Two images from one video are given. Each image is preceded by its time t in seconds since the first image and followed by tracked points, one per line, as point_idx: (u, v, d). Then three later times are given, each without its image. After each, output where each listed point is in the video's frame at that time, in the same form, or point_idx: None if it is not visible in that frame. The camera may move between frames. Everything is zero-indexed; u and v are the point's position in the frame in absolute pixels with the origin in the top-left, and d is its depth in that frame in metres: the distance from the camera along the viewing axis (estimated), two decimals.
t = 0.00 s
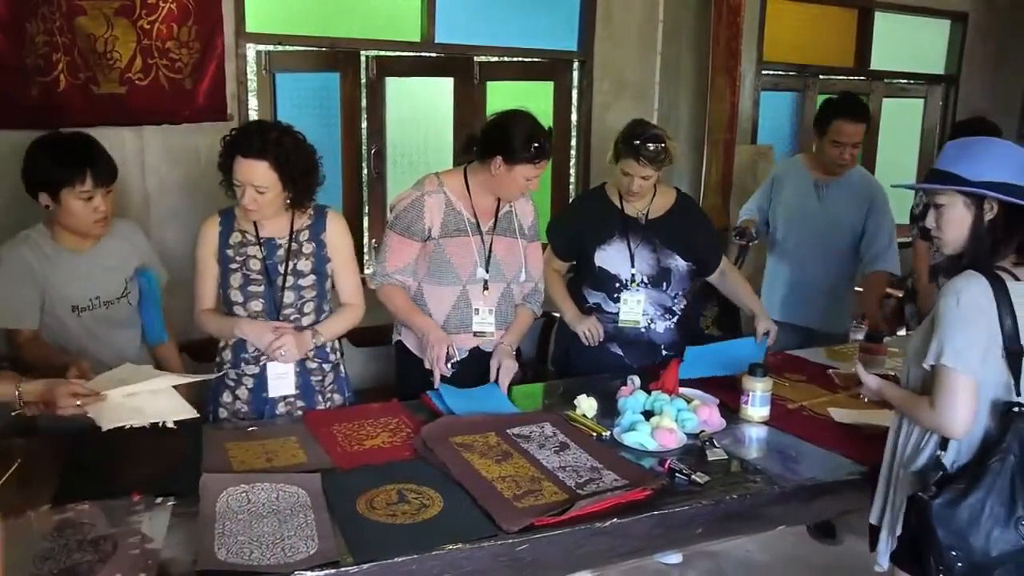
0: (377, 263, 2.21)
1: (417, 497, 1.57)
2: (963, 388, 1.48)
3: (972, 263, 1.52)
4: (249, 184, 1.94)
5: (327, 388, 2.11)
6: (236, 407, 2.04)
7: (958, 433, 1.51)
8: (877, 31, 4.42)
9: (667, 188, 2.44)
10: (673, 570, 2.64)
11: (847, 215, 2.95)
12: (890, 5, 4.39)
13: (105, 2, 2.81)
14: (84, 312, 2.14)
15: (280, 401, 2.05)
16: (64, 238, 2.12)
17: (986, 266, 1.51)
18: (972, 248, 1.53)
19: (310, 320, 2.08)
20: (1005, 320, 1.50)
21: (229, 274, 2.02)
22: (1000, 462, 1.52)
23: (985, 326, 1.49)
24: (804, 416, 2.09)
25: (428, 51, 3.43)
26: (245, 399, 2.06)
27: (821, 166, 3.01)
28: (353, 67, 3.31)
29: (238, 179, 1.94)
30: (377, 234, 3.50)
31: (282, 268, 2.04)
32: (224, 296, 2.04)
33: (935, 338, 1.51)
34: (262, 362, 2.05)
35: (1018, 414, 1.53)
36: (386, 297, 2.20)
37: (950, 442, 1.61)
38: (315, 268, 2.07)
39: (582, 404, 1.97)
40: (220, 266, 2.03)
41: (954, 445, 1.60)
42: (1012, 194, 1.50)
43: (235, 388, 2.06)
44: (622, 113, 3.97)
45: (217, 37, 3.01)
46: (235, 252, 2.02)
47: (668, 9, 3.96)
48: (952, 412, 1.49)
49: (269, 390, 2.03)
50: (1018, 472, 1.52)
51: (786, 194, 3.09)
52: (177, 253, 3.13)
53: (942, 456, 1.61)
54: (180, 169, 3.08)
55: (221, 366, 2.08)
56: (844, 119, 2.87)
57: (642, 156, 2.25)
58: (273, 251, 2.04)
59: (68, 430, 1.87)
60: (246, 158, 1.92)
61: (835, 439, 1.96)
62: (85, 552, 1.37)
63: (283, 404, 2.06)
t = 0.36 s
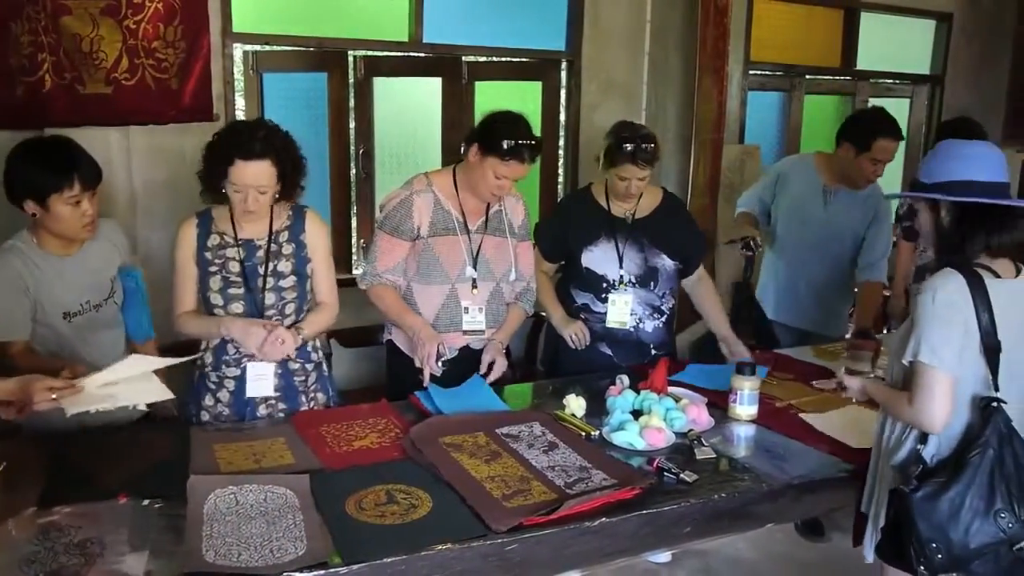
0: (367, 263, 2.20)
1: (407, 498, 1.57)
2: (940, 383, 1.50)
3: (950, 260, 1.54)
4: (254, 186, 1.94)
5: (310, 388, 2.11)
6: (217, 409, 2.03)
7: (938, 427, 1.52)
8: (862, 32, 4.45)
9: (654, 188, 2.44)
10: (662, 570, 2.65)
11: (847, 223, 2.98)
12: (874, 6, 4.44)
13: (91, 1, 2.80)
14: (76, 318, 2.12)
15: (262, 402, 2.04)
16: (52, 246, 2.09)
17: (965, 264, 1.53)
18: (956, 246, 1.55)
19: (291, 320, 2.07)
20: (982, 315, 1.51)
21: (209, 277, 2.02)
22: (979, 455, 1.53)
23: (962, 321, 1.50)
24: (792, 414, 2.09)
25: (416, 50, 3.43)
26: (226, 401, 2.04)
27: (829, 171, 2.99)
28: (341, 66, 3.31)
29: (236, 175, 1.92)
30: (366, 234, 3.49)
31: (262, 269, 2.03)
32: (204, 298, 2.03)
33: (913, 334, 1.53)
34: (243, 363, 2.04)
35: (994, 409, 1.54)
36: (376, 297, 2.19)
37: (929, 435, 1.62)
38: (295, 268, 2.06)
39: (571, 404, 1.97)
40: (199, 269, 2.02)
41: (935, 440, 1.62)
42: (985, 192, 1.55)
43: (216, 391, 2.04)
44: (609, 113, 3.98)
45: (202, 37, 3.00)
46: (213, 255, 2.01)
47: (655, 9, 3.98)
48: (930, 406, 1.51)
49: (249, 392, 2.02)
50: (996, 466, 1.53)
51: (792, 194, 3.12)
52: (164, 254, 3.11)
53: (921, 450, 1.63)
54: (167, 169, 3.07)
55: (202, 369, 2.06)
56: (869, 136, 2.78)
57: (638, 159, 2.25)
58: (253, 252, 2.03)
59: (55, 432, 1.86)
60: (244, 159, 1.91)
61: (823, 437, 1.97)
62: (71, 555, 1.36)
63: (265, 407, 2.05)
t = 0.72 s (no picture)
0: (350, 264, 2.20)
1: (391, 498, 1.57)
2: (916, 375, 1.50)
3: (931, 258, 1.56)
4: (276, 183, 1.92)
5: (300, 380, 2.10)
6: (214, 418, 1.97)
7: (910, 418, 1.52)
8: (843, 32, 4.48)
9: (637, 187, 2.45)
10: (647, 568, 2.66)
11: (842, 227, 2.97)
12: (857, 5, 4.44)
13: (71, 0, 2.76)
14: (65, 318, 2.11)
15: (262, 401, 2.02)
16: (41, 244, 2.06)
17: (939, 258, 1.55)
18: (936, 246, 1.56)
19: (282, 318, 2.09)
20: (957, 310, 1.52)
21: (202, 286, 1.94)
22: (951, 445, 1.55)
23: (936, 314, 1.51)
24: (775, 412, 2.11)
25: (399, 50, 3.41)
26: (225, 407, 1.99)
27: (822, 174, 2.93)
28: (324, 65, 3.31)
29: (268, 178, 1.89)
30: (350, 234, 3.49)
31: (252, 271, 2.00)
32: (196, 308, 1.95)
33: (889, 328, 1.53)
34: (241, 366, 1.99)
35: (966, 401, 1.54)
36: (359, 298, 2.19)
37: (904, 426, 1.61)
38: (279, 265, 2.06)
39: (555, 404, 1.97)
40: (187, 280, 1.94)
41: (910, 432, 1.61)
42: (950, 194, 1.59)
43: (213, 399, 1.98)
44: (593, 112, 3.97)
45: (184, 36, 2.96)
46: (202, 262, 1.94)
47: (638, 9, 3.98)
48: (904, 398, 1.51)
49: (251, 391, 1.99)
50: (966, 455, 1.56)
51: (781, 196, 2.98)
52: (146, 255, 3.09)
53: (896, 441, 1.62)
54: (148, 169, 3.04)
55: (193, 380, 1.98)
56: (866, 136, 2.77)
57: (613, 161, 2.25)
58: (240, 256, 1.98)
59: (36, 435, 1.84)
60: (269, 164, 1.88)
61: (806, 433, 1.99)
62: (52, 560, 1.35)
63: (264, 404, 2.03)
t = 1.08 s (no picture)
0: (328, 263, 2.20)
1: (373, 499, 1.56)
2: (889, 368, 1.53)
3: (898, 253, 1.58)
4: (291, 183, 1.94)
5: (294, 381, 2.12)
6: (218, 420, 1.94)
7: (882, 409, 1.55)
8: (822, 32, 4.51)
9: (616, 185, 2.46)
10: (630, 566, 2.67)
11: (826, 222, 3.01)
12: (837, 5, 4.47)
13: None
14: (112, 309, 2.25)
15: (264, 400, 2.01)
16: (102, 233, 2.23)
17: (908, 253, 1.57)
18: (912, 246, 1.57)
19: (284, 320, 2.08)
20: (926, 301, 1.54)
21: (213, 290, 1.89)
22: (930, 436, 1.55)
23: (907, 308, 1.53)
24: (756, 409, 2.13)
25: (379, 50, 3.40)
26: (227, 409, 1.97)
27: (808, 172, 2.95)
28: (304, 65, 3.31)
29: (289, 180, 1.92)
30: (331, 234, 3.48)
31: (256, 273, 1.98)
32: (205, 310, 1.89)
33: (861, 322, 1.56)
34: (245, 368, 1.97)
35: (941, 392, 1.55)
36: (336, 292, 2.19)
37: (880, 420, 1.63)
38: (276, 266, 2.05)
39: (538, 404, 1.97)
40: (198, 283, 1.87)
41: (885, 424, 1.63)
42: (918, 201, 1.58)
43: (216, 402, 1.96)
44: (574, 112, 3.97)
45: (164, 35, 2.93)
46: (214, 264, 1.88)
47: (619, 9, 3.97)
48: (878, 392, 1.54)
49: (256, 390, 1.98)
50: (944, 444, 1.56)
51: (771, 196, 2.97)
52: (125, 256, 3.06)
53: (872, 434, 1.63)
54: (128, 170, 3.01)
55: (195, 384, 1.94)
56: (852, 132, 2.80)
57: (586, 160, 2.27)
58: (245, 257, 1.95)
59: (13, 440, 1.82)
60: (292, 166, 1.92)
61: (784, 429, 2.01)
62: (29, 566, 1.33)
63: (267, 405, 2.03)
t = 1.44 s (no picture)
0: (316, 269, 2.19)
1: (354, 500, 1.56)
2: (839, 363, 1.56)
3: (869, 249, 1.59)
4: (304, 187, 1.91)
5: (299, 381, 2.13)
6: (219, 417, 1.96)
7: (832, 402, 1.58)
8: (800, 32, 4.55)
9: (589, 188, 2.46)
10: (612, 564, 2.68)
11: (794, 216, 3.09)
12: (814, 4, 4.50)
13: None
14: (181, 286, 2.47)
15: (267, 401, 2.02)
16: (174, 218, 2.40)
17: (876, 248, 1.59)
18: (890, 247, 1.58)
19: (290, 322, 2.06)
20: (878, 294, 1.55)
21: (222, 287, 1.89)
22: (873, 428, 1.56)
23: (859, 303, 1.54)
24: (737, 407, 2.14)
25: (359, 49, 3.39)
26: (229, 406, 1.98)
27: (773, 167, 3.02)
28: (283, 65, 3.29)
29: (302, 184, 1.89)
30: (311, 234, 3.47)
31: (266, 275, 1.97)
32: (212, 306, 1.89)
33: (816, 317, 1.58)
34: (250, 366, 1.97)
35: (889, 385, 1.55)
36: (329, 298, 2.16)
37: (835, 412, 1.64)
38: (288, 267, 2.03)
39: (519, 403, 1.97)
40: (208, 279, 1.88)
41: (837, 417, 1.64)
42: (887, 202, 1.59)
43: (219, 398, 1.97)
44: (555, 111, 3.95)
45: (140, 33, 2.90)
46: (225, 262, 1.89)
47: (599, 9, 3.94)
48: (830, 386, 1.57)
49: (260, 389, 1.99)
50: (888, 437, 1.56)
51: (739, 193, 3.01)
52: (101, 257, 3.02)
53: (826, 426, 1.64)
54: (104, 170, 2.98)
55: (200, 378, 1.95)
56: (815, 125, 2.90)
57: (559, 160, 2.27)
58: (256, 258, 1.95)
59: None
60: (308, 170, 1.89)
61: (761, 427, 2.02)
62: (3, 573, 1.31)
63: (269, 404, 2.03)
